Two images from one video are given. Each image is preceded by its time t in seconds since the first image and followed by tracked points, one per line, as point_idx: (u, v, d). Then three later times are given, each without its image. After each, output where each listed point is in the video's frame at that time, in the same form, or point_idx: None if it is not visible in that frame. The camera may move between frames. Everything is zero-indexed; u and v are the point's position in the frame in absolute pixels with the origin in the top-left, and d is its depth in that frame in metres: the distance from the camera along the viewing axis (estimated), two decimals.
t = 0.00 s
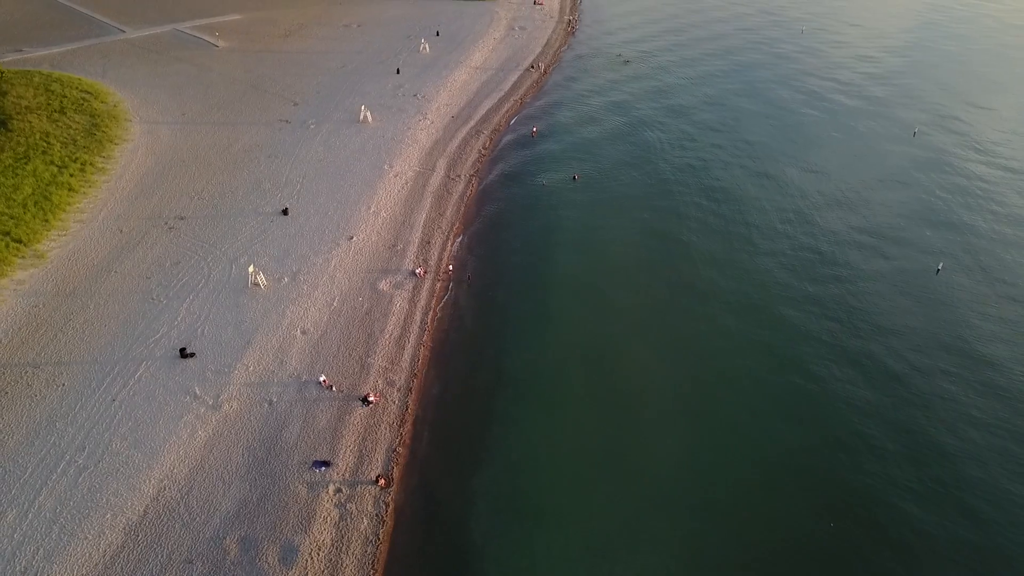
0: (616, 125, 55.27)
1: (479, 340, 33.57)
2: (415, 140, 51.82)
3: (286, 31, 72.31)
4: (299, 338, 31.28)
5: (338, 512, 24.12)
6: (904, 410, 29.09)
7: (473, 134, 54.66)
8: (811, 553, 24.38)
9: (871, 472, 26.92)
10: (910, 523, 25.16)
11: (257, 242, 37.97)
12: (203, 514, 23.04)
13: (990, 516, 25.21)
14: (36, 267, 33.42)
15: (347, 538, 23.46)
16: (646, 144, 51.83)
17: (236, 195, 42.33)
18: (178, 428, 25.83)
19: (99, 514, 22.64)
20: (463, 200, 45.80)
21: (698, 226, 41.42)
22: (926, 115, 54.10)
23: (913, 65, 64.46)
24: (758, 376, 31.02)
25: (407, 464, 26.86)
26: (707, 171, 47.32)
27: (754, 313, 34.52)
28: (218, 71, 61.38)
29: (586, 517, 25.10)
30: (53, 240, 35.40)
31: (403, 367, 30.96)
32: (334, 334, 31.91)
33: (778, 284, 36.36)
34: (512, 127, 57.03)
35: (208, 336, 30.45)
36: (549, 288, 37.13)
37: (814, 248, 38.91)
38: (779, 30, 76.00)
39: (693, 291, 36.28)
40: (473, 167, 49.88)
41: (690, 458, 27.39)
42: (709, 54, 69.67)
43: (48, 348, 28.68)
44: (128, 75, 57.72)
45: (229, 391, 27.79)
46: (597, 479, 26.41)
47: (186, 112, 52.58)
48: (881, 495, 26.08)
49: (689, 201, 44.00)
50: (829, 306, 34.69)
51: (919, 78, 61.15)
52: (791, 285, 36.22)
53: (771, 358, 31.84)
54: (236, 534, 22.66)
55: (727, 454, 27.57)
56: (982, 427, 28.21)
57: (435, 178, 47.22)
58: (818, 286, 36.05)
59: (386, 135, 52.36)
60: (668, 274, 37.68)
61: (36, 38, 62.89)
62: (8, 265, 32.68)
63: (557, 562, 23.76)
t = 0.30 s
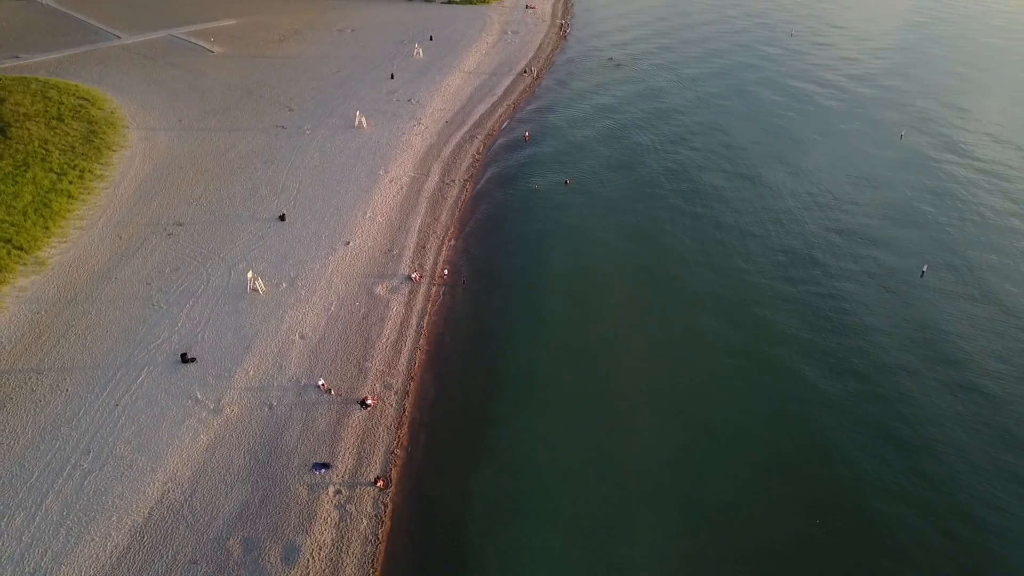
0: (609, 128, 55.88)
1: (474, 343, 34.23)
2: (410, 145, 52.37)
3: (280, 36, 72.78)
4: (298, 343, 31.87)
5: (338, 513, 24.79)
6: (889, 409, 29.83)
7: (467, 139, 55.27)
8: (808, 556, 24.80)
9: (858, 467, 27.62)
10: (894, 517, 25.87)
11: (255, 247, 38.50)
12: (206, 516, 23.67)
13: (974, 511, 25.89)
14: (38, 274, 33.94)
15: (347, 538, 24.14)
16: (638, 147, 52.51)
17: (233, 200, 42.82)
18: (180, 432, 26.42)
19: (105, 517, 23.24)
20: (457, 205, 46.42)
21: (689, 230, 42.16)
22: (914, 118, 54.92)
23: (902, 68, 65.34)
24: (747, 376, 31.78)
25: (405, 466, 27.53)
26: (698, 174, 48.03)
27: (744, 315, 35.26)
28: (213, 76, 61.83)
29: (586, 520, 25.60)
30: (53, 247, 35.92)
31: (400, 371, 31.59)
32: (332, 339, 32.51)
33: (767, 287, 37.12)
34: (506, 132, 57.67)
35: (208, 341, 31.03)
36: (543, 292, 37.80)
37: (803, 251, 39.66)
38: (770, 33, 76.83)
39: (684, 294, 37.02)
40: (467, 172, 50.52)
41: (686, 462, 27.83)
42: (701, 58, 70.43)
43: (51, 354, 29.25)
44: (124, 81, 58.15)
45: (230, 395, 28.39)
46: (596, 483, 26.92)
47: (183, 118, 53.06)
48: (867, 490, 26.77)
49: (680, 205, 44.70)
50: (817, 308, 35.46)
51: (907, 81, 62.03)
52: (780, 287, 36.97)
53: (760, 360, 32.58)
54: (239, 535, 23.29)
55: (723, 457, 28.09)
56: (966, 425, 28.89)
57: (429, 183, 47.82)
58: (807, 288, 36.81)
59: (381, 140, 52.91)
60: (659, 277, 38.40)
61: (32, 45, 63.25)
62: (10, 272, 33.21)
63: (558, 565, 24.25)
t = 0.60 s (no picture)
0: (603, 131, 56.58)
1: (472, 345, 34.98)
2: (407, 149, 53.03)
3: (277, 41, 73.34)
4: (299, 345, 32.56)
5: (341, 511, 25.54)
6: (876, 406, 30.73)
7: (463, 143, 55.96)
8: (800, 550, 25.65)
9: (845, 464, 28.53)
10: (881, 511, 26.77)
11: (255, 252, 39.13)
12: (213, 514, 24.38)
13: (957, 505, 26.77)
14: (42, 279, 34.56)
15: (350, 534, 24.90)
16: (632, 150, 53.22)
17: (233, 205, 43.42)
18: (186, 433, 27.12)
19: (115, 516, 23.93)
20: (454, 208, 47.14)
21: (682, 232, 42.93)
22: (904, 120, 55.78)
23: (892, 70, 66.21)
24: (738, 375, 32.61)
25: (405, 464, 28.31)
26: (691, 177, 48.81)
27: (736, 315, 36.10)
28: (211, 81, 62.38)
29: (583, 513, 26.46)
30: (57, 253, 36.56)
31: (399, 372, 32.31)
32: (333, 341, 33.18)
33: (758, 288, 37.95)
34: (502, 136, 58.41)
35: (212, 345, 31.70)
36: (539, 293, 38.54)
37: (794, 253, 40.46)
38: (762, 36, 77.66)
39: (677, 296, 37.81)
40: (464, 176, 51.20)
41: (681, 460, 28.61)
42: (694, 60, 71.20)
43: (58, 358, 29.90)
44: (123, 86, 58.67)
45: (233, 397, 29.08)
46: (593, 481, 27.65)
47: (182, 123, 53.61)
48: (853, 486, 27.68)
49: (674, 207, 45.47)
50: (807, 308, 36.31)
51: (898, 83, 62.90)
52: (771, 289, 37.81)
53: (750, 359, 33.44)
54: (246, 533, 24.01)
55: (715, 453, 28.95)
56: (951, 423, 29.80)
57: (426, 187, 48.50)
58: (797, 289, 37.64)
59: (378, 144, 53.55)
60: (653, 279, 39.18)
61: (31, 50, 63.71)
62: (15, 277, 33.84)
63: (558, 561, 25.01)
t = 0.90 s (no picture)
0: (600, 133, 57.23)
1: (472, 344, 35.74)
2: (407, 152, 53.71)
3: (277, 44, 73.98)
4: (303, 346, 33.27)
5: (347, 506, 26.29)
6: (866, 403, 31.56)
7: (462, 145, 56.66)
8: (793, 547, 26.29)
9: (835, 459, 29.38)
10: (870, 504, 27.63)
11: (259, 254, 39.79)
12: (223, 510, 25.12)
13: (945, 499, 27.56)
14: (50, 281, 35.24)
15: (355, 529, 25.65)
16: (629, 151, 53.90)
17: (236, 207, 44.08)
18: (195, 432, 27.84)
19: (127, 512, 24.65)
20: (453, 210, 47.85)
21: (678, 233, 43.67)
22: (897, 121, 56.55)
23: (886, 71, 66.98)
24: (732, 372, 33.42)
25: (408, 460, 29.06)
26: (687, 178, 49.54)
27: (731, 314, 36.90)
28: (213, 85, 63.01)
29: (581, 505, 27.31)
30: (64, 255, 37.26)
31: (401, 371, 33.06)
32: (336, 341, 33.89)
33: (752, 288, 38.72)
34: (500, 137, 59.08)
35: (218, 345, 32.40)
36: (538, 293, 39.28)
37: (787, 253, 41.22)
38: (758, 37, 78.41)
39: (674, 295, 38.57)
40: (463, 178, 51.89)
41: (679, 459, 29.25)
42: (690, 62, 71.91)
43: (68, 358, 30.60)
44: (125, 90, 59.26)
45: (240, 396, 29.79)
46: (593, 480, 28.31)
47: (184, 126, 54.24)
48: (843, 480, 28.55)
49: (670, 208, 46.19)
50: (801, 307, 37.09)
51: (891, 84, 63.72)
52: (765, 288, 38.58)
53: (744, 357, 34.26)
54: (255, 528, 24.74)
55: (708, 447, 29.85)
56: (940, 419, 30.62)
57: (426, 189, 49.19)
58: (791, 288, 38.41)
59: (379, 146, 54.22)
60: (649, 279, 39.93)
61: (34, 54, 64.28)
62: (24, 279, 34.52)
63: (557, 551, 25.83)
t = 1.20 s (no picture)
0: (597, 134, 57.79)
1: (470, 344, 36.36)
2: (406, 154, 54.25)
3: (276, 46, 74.42)
4: (306, 347, 33.89)
5: (350, 504, 26.97)
6: (857, 402, 32.26)
7: (461, 147, 57.23)
8: (784, 546, 26.85)
9: (825, 456, 30.12)
10: (858, 499, 28.39)
11: (261, 256, 40.37)
12: (229, 508, 25.78)
13: (932, 495, 28.31)
14: (56, 284, 35.81)
15: (358, 526, 26.33)
16: (625, 152, 54.44)
17: (238, 210, 44.62)
18: (200, 432, 28.47)
19: (136, 511, 25.30)
20: (452, 211, 48.42)
21: (674, 233, 44.28)
22: (890, 122, 57.15)
23: (880, 72, 67.54)
24: (726, 371, 34.13)
25: (408, 459, 29.72)
26: (682, 179, 50.11)
27: (724, 313, 37.58)
28: (213, 87, 63.48)
29: (578, 501, 28.05)
30: (69, 258, 37.82)
31: (402, 372, 33.72)
32: (337, 342, 34.52)
33: (746, 288, 39.36)
34: (498, 139, 59.62)
35: (222, 346, 33.01)
36: (535, 294, 39.90)
37: (781, 253, 41.88)
38: (753, 38, 78.96)
39: (668, 295, 39.19)
40: (461, 179, 52.45)
41: (674, 459, 29.84)
42: (686, 62, 72.44)
43: (75, 360, 31.20)
44: (126, 93, 59.74)
45: (244, 397, 30.42)
46: (590, 479, 28.92)
47: (185, 129, 54.74)
48: (833, 477, 29.27)
49: (665, 209, 46.75)
50: (793, 307, 37.76)
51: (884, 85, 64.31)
52: (759, 289, 39.22)
53: (737, 356, 34.96)
54: (260, 525, 25.41)
55: (701, 443, 30.61)
56: (928, 417, 31.35)
57: (425, 191, 49.78)
58: (783, 289, 39.06)
59: (377, 149, 54.77)
60: (645, 279, 40.55)
61: (35, 56, 64.69)
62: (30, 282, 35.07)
63: (554, 545, 26.57)
